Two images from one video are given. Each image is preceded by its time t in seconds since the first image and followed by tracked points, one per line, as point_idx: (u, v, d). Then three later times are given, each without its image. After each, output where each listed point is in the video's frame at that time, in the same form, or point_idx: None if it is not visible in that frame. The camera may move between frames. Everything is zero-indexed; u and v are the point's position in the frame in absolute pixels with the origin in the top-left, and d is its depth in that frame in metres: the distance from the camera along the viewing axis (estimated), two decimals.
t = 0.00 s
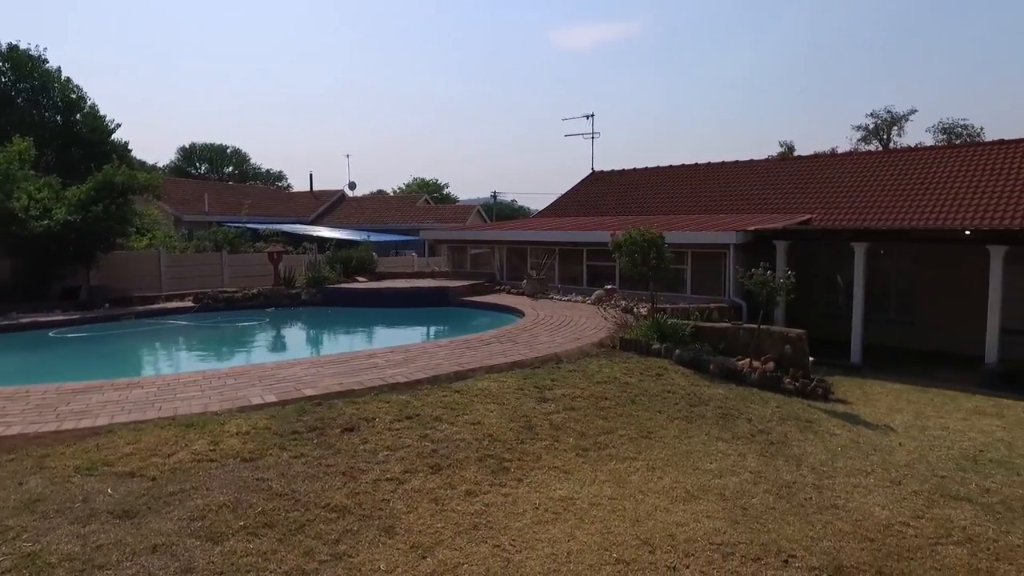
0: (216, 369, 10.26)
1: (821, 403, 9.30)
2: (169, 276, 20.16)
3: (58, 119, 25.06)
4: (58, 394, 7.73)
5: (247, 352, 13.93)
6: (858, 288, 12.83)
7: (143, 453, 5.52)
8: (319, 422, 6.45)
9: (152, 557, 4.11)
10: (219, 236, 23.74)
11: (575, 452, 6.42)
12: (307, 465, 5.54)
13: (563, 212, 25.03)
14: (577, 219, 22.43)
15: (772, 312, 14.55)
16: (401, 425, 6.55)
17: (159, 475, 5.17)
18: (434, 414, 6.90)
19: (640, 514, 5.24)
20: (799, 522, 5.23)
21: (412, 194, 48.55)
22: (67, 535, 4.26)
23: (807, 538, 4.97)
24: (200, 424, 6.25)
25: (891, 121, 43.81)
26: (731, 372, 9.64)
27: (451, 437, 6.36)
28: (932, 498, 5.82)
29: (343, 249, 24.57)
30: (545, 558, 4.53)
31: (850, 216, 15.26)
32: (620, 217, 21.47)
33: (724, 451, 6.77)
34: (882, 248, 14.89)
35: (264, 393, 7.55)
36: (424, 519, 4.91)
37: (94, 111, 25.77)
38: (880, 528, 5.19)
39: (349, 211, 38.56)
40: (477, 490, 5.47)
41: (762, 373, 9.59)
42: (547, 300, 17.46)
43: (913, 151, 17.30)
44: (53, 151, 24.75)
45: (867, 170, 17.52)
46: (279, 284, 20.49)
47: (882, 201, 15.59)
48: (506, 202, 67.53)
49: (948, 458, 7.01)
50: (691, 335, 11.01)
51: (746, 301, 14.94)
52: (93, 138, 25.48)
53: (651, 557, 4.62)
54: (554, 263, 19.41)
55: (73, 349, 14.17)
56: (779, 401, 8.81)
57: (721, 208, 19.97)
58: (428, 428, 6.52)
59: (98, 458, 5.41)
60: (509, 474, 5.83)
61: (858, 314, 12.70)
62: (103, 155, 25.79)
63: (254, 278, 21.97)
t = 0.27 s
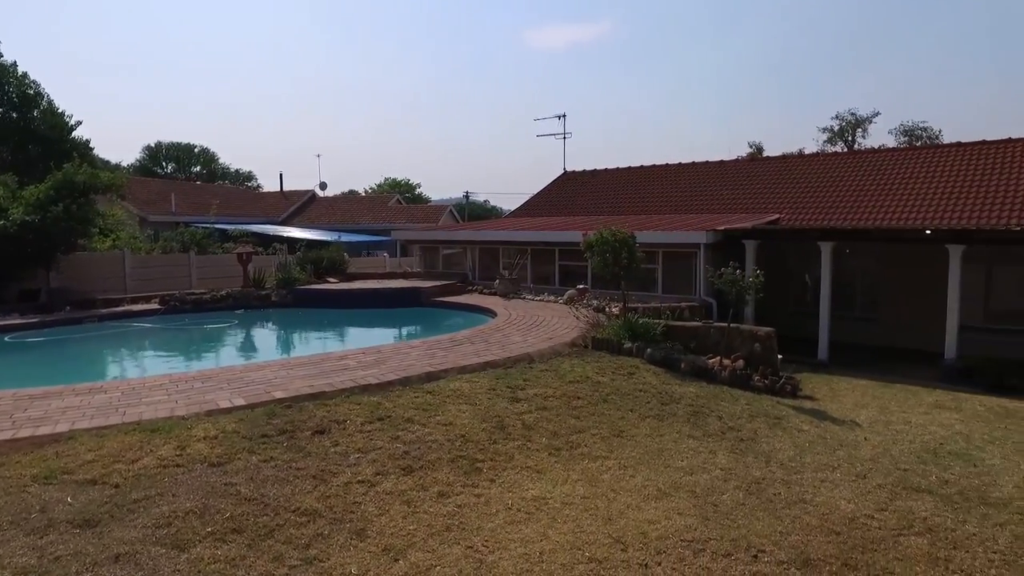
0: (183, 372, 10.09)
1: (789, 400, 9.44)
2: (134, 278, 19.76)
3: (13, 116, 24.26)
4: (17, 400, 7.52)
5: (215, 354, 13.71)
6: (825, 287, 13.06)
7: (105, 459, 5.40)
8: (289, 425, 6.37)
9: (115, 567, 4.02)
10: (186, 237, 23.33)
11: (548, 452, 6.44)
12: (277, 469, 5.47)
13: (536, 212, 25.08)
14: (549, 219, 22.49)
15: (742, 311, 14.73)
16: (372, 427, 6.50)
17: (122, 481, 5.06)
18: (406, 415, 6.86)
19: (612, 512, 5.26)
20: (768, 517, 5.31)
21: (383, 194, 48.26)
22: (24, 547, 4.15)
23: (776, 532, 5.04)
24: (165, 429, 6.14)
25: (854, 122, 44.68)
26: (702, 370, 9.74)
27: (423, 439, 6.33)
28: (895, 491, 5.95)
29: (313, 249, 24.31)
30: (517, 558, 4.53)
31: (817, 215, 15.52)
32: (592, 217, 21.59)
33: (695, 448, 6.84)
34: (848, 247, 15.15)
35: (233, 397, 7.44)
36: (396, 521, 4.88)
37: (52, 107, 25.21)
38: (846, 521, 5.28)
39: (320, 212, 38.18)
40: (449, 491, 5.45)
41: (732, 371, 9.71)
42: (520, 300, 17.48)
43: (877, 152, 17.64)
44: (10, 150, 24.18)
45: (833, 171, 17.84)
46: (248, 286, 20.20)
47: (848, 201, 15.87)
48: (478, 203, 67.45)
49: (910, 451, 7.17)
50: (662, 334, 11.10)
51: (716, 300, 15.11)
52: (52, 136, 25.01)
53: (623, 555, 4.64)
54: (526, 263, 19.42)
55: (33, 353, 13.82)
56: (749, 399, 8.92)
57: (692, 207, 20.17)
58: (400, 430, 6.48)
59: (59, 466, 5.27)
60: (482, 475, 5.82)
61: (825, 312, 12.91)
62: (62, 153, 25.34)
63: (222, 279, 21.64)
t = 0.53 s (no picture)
0: (153, 376, 9.91)
1: (763, 398, 9.56)
2: (101, 280, 19.38)
3: None
4: None
5: (187, 357, 13.50)
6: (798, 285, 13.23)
7: (71, 467, 5.29)
8: (263, 428, 6.30)
9: None
10: (157, 238, 22.94)
11: (525, 452, 6.44)
12: (250, 473, 5.40)
13: (512, 212, 25.08)
14: (526, 219, 22.51)
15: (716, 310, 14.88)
16: (347, 429, 6.45)
17: (89, 489, 4.96)
18: (382, 417, 6.81)
19: (589, 512, 5.28)
20: (742, 514, 5.36)
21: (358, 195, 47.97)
22: None
23: (750, 529, 5.10)
24: (134, 434, 6.02)
25: (825, 124, 45.38)
26: (677, 369, 9.82)
27: (398, 441, 6.30)
28: (865, 485, 6.05)
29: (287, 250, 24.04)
30: (494, 559, 4.52)
31: (790, 215, 15.73)
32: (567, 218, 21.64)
33: (671, 447, 6.89)
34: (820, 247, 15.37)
35: (205, 400, 7.33)
36: (372, 524, 4.85)
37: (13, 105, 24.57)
38: (818, 516, 5.36)
39: (294, 213, 37.80)
40: (425, 493, 5.43)
41: (707, 370, 9.81)
42: (496, 300, 17.47)
43: (847, 153, 17.94)
44: None
45: (805, 172, 18.10)
46: (220, 287, 19.91)
47: (819, 201, 16.11)
48: (455, 203, 67.32)
49: (879, 446, 7.30)
50: (638, 333, 11.16)
51: (691, 300, 15.24)
52: (14, 134, 24.37)
53: (600, 555, 4.66)
54: (502, 263, 19.40)
55: None
56: (723, 397, 9.01)
57: (667, 207, 20.32)
58: (375, 432, 6.44)
59: (23, 474, 5.15)
60: (458, 476, 5.80)
61: (797, 310, 13.08)
62: (24, 151, 24.68)
63: (194, 281, 21.31)
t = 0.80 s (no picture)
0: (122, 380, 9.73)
1: (737, 396, 9.67)
2: (68, 283, 18.98)
3: None
4: None
5: (157, 360, 13.28)
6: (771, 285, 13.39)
7: (36, 475, 5.16)
8: (235, 432, 6.21)
9: None
10: (126, 238, 22.52)
11: (501, 453, 6.43)
12: (222, 478, 5.32)
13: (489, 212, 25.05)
14: (502, 219, 22.50)
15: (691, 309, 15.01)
16: (322, 432, 6.39)
17: (55, 498, 4.85)
18: (357, 420, 6.76)
19: (565, 512, 5.29)
20: (716, 512, 5.41)
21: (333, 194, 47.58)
22: None
23: (724, 526, 5.15)
24: (102, 441, 5.90)
25: (796, 125, 46.00)
26: (653, 369, 9.89)
27: (374, 443, 6.25)
28: (836, 481, 6.15)
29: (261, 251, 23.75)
30: (471, 561, 4.51)
31: (763, 216, 15.92)
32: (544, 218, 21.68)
33: (646, 446, 6.93)
34: (792, 247, 15.57)
35: (176, 404, 7.21)
36: (347, 528, 4.81)
37: None
38: (790, 512, 5.43)
39: (267, 214, 37.34)
40: (401, 496, 5.39)
41: (682, 369, 9.89)
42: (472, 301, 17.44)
43: (819, 154, 18.21)
44: None
45: (778, 172, 18.32)
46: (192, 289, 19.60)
47: (792, 201, 16.33)
48: (431, 203, 67.09)
49: (850, 443, 7.43)
50: (614, 333, 11.22)
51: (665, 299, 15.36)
52: None
53: (576, 555, 4.67)
54: (478, 263, 19.37)
55: None
56: (697, 396, 9.09)
57: (643, 207, 20.45)
58: (351, 435, 6.39)
59: None
60: (434, 478, 5.78)
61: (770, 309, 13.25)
62: None
63: (164, 282, 20.96)
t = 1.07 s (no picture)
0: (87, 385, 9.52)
1: (709, 395, 9.77)
2: (29, 286, 18.55)
3: None
4: None
5: (125, 364, 13.03)
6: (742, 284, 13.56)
7: None
8: (206, 437, 6.11)
9: None
10: (91, 240, 22.07)
11: (476, 454, 6.42)
12: (191, 485, 5.23)
13: (463, 212, 25.00)
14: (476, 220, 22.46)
15: (664, 309, 15.13)
16: (294, 436, 6.31)
17: (16, 509, 4.72)
18: (330, 423, 6.69)
19: (540, 512, 5.29)
20: (690, 509, 5.46)
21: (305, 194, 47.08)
22: None
23: (697, 523, 5.20)
24: (67, 448, 5.76)
25: (767, 126, 46.56)
26: (626, 368, 9.95)
27: (347, 446, 6.19)
28: (806, 477, 6.24)
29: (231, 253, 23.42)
30: (445, 563, 4.49)
31: (735, 216, 16.10)
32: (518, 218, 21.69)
33: (620, 445, 6.97)
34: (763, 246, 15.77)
35: (144, 410, 7.07)
36: (320, 533, 4.76)
37: None
38: (762, 509, 5.50)
39: (238, 214, 36.81)
40: (375, 499, 5.35)
41: (655, 368, 9.96)
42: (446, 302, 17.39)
43: (789, 155, 18.47)
44: None
45: (749, 173, 18.55)
46: (160, 291, 19.27)
47: (763, 201, 16.54)
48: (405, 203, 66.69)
49: (820, 439, 7.54)
50: (588, 333, 11.26)
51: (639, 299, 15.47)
52: None
53: (551, 555, 4.67)
54: (452, 264, 19.32)
55: None
56: (671, 395, 9.17)
57: (616, 207, 20.57)
58: (324, 438, 6.32)
59: None
60: (408, 480, 5.74)
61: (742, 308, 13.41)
62: None
63: (132, 285, 20.58)
